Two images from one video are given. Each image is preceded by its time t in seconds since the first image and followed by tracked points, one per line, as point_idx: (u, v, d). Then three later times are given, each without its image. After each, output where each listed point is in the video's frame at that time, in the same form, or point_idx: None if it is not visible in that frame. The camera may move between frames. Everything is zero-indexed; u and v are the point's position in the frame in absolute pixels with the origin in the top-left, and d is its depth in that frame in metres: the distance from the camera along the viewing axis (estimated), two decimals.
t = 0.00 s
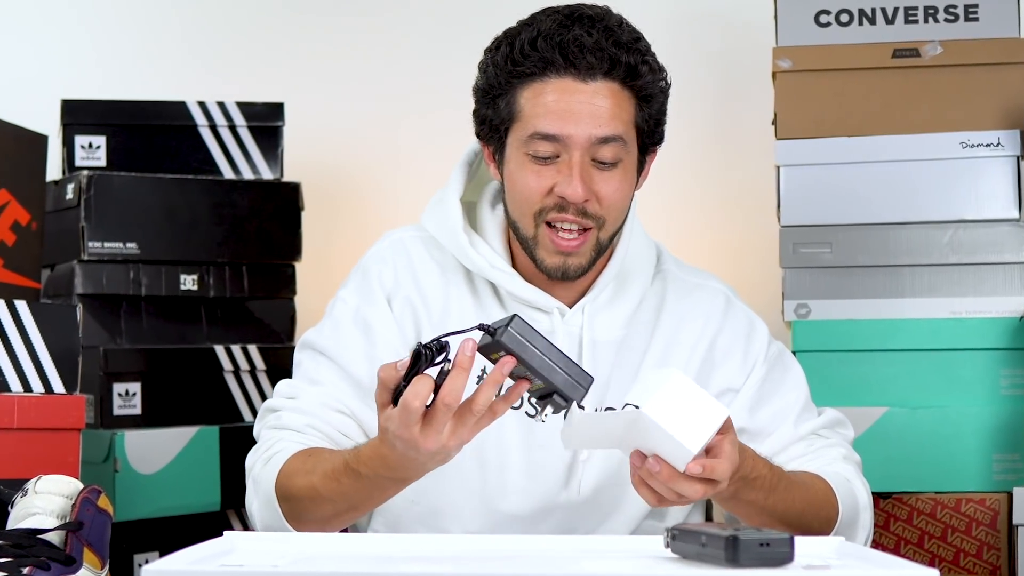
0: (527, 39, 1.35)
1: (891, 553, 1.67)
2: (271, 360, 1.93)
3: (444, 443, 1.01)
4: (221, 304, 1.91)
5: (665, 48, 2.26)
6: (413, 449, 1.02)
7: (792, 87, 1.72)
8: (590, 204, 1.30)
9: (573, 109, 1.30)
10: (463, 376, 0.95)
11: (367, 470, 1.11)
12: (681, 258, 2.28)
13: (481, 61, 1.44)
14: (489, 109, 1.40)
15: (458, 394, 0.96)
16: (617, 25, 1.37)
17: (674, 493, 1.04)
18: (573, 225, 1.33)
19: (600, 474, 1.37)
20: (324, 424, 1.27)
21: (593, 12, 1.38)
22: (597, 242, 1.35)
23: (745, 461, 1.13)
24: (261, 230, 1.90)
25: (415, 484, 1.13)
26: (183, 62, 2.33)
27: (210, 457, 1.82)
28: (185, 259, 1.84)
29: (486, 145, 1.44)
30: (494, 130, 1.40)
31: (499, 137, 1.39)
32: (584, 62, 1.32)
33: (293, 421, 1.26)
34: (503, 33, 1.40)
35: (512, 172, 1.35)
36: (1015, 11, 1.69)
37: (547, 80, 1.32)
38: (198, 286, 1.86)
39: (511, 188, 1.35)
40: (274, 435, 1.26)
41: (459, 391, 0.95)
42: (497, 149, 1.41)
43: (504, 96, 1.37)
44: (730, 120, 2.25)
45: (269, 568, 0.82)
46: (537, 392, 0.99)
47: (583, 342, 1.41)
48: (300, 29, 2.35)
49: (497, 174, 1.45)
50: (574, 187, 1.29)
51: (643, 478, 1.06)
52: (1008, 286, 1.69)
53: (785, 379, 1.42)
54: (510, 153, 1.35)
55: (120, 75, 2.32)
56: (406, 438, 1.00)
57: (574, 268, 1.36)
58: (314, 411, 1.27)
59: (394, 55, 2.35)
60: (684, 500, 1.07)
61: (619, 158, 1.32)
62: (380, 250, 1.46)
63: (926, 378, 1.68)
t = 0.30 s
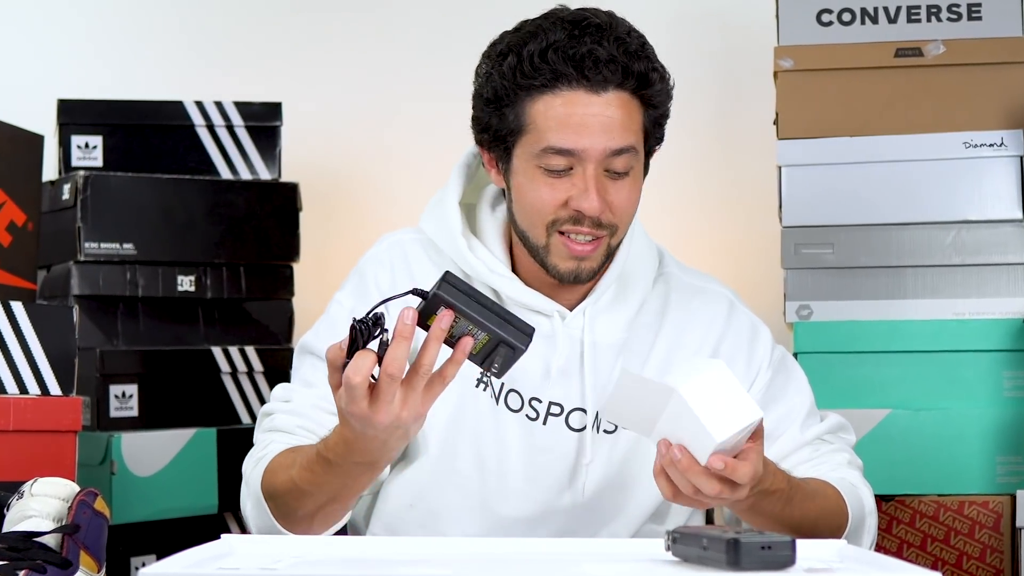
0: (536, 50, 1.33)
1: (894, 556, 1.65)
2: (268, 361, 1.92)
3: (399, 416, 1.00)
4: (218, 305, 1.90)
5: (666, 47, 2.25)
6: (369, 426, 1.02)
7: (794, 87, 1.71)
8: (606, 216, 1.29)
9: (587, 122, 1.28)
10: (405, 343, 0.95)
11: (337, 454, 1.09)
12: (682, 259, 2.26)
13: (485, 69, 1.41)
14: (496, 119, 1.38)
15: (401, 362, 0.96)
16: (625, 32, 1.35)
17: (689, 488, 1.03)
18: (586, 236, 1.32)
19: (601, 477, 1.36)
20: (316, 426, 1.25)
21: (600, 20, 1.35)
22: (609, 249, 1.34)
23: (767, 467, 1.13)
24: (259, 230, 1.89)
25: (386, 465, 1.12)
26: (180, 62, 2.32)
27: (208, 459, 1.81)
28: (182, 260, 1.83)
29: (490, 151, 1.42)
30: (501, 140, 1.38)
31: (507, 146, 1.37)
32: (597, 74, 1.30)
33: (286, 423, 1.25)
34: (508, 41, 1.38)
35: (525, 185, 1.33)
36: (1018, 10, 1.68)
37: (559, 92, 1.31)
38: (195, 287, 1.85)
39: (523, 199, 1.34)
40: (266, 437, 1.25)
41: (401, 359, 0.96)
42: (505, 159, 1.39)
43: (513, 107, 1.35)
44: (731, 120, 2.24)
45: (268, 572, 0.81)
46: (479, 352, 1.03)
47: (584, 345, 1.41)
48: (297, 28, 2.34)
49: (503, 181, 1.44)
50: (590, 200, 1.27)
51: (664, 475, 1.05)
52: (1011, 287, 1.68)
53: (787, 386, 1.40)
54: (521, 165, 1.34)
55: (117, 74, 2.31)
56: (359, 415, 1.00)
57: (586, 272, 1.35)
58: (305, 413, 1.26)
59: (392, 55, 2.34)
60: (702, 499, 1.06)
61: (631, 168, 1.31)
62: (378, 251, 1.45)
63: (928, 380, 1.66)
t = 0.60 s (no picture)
0: (538, 54, 1.32)
1: (896, 559, 1.64)
2: (266, 363, 1.90)
3: (374, 426, 1.01)
4: (215, 307, 1.88)
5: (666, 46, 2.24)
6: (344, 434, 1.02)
7: (796, 86, 1.70)
8: (591, 226, 1.30)
9: (579, 133, 1.27)
10: (379, 366, 0.96)
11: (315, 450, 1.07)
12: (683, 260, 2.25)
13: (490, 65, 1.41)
14: (495, 117, 1.38)
15: (375, 383, 0.96)
16: (631, 45, 1.33)
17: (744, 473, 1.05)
18: (573, 243, 1.32)
19: (601, 480, 1.35)
20: (304, 421, 1.25)
21: (606, 30, 1.34)
22: (597, 256, 1.34)
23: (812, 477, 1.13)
24: (256, 232, 1.88)
25: (367, 461, 1.11)
26: (177, 62, 2.31)
27: (205, 460, 1.79)
28: (179, 261, 1.82)
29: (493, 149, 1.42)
30: (500, 138, 1.38)
31: (504, 146, 1.37)
32: (593, 86, 1.28)
33: (275, 417, 1.24)
34: (515, 41, 1.37)
35: (514, 186, 1.33)
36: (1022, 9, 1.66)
37: (553, 99, 1.29)
38: (192, 288, 1.84)
39: (513, 201, 1.34)
40: (254, 430, 1.25)
41: (375, 381, 0.96)
42: (502, 157, 1.39)
43: (510, 108, 1.34)
44: (732, 120, 2.23)
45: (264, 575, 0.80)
46: (444, 374, 1.05)
47: (584, 349, 1.39)
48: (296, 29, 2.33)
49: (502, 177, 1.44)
50: (575, 211, 1.28)
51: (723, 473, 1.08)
52: (1013, 288, 1.67)
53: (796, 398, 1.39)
54: (513, 167, 1.34)
55: (114, 74, 2.30)
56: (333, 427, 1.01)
57: (572, 279, 1.36)
58: (295, 409, 1.25)
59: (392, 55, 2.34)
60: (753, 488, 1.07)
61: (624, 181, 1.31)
62: (377, 251, 1.44)
63: (931, 382, 1.65)
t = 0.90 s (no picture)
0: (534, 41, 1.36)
1: (898, 562, 1.61)
2: (264, 364, 1.89)
3: (351, 422, 0.99)
4: (212, 308, 1.87)
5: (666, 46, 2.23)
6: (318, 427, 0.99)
7: (798, 86, 1.68)
8: (565, 217, 1.32)
9: (561, 121, 1.30)
10: (358, 347, 0.95)
11: (302, 445, 1.06)
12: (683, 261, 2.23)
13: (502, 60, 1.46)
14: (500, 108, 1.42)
15: (355, 366, 0.95)
16: (625, 39, 1.36)
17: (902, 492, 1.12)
18: (551, 236, 1.34)
19: (603, 484, 1.34)
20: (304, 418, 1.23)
21: (604, 24, 1.37)
22: (576, 253, 1.36)
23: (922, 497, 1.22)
24: (254, 232, 1.87)
25: (355, 458, 1.09)
26: (175, 63, 2.31)
27: (203, 463, 1.78)
28: (177, 261, 1.81)
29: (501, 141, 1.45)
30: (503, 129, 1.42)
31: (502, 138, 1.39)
32: (576, 75, 1.32)
33: (276, 413, 1.23)
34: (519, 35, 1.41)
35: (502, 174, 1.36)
36: None
37: (540, 87, 1.33)
38: (189, 289, 1.83)
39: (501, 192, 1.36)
40: (254, 427, 1.23)
41: (355, 363, 0.95)
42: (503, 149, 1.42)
43: (508, 96, 1.38)
44: (733, 120, 2.22)
45: None
46: (401, 379, 1.04)
47: (590, 352, 1.39)
48: (295, 30, 2.34)
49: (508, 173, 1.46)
50: (550, 199, 1.30)
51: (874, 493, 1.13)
52: (1017, 289, 1.66)
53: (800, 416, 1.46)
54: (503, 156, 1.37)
55: (111, 74, 2.29)
56: (307, 417, 0.98)
57: (552, 276, 1.36)
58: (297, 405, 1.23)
59: (391, 57, 2.34)
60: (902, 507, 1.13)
61: (604, 176, 1.34)
62: (379, 250, 1.41)
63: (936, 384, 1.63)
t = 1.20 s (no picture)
0: (548, 34, 1.36)
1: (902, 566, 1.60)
2: (261, 365, 1.87)
3: (348, 392, 0.95)
4: (210, 308, 1.86)
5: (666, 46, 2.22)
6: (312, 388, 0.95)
7: (799, 86, 1.67)
8: (579, 209, 1.31)
9: (576, 111, 1.31)
10: (382, 314, 0.93)
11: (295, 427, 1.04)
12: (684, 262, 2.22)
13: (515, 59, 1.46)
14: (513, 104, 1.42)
15: (375, 331, 0.92)
16: (640, 32, 1.37)
17: None
18: (564, 229, 1.33)
19: (605, 487, 1.33)
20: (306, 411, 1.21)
21: (618, 17, 1.38)
22: (587, 247, 1.35)
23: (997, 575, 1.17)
24: (252, 233, 1.86)
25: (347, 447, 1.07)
26: (174, 64, 2.30)
27: (201, 464, 1.77)
28: (174, 262, 1.80)
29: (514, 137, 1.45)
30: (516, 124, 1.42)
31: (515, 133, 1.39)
32: (592, 65, 1.32)
33: (275, 405, 1.21)
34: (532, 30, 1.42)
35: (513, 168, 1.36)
36: None
37: (556, 78, 1.33)
38: (187, 290, 1.81)
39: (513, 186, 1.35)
40: (252, 418, 1.21)
41: (376, 328, 0.92)
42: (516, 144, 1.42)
43: (522, 90, 1.38)
44: (734, 119, 2.21)
45: None
46: (405, 376, 1.01)
47: (597, 353, 1.38)
48: (295, 30, 2.34)
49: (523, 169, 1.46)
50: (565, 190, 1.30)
51: None
52: (1020, 291, 1.64)
53: (805, 429, 1.45)
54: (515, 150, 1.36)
55: (110, 75, 2.29)
56: (309, 373, 0.94)
57: (562, 271, 1.34)
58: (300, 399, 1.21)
59: (390, 58, 2.34)
60: None
61: (617, 167, 1.34)
62: (385, 248, 1.40)
63: (939, 387, 1.63)
